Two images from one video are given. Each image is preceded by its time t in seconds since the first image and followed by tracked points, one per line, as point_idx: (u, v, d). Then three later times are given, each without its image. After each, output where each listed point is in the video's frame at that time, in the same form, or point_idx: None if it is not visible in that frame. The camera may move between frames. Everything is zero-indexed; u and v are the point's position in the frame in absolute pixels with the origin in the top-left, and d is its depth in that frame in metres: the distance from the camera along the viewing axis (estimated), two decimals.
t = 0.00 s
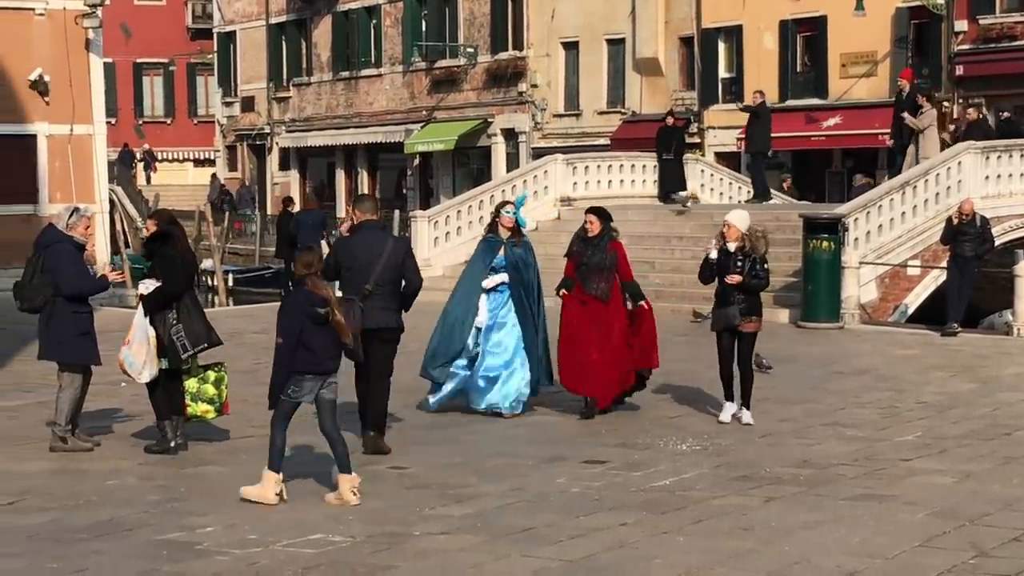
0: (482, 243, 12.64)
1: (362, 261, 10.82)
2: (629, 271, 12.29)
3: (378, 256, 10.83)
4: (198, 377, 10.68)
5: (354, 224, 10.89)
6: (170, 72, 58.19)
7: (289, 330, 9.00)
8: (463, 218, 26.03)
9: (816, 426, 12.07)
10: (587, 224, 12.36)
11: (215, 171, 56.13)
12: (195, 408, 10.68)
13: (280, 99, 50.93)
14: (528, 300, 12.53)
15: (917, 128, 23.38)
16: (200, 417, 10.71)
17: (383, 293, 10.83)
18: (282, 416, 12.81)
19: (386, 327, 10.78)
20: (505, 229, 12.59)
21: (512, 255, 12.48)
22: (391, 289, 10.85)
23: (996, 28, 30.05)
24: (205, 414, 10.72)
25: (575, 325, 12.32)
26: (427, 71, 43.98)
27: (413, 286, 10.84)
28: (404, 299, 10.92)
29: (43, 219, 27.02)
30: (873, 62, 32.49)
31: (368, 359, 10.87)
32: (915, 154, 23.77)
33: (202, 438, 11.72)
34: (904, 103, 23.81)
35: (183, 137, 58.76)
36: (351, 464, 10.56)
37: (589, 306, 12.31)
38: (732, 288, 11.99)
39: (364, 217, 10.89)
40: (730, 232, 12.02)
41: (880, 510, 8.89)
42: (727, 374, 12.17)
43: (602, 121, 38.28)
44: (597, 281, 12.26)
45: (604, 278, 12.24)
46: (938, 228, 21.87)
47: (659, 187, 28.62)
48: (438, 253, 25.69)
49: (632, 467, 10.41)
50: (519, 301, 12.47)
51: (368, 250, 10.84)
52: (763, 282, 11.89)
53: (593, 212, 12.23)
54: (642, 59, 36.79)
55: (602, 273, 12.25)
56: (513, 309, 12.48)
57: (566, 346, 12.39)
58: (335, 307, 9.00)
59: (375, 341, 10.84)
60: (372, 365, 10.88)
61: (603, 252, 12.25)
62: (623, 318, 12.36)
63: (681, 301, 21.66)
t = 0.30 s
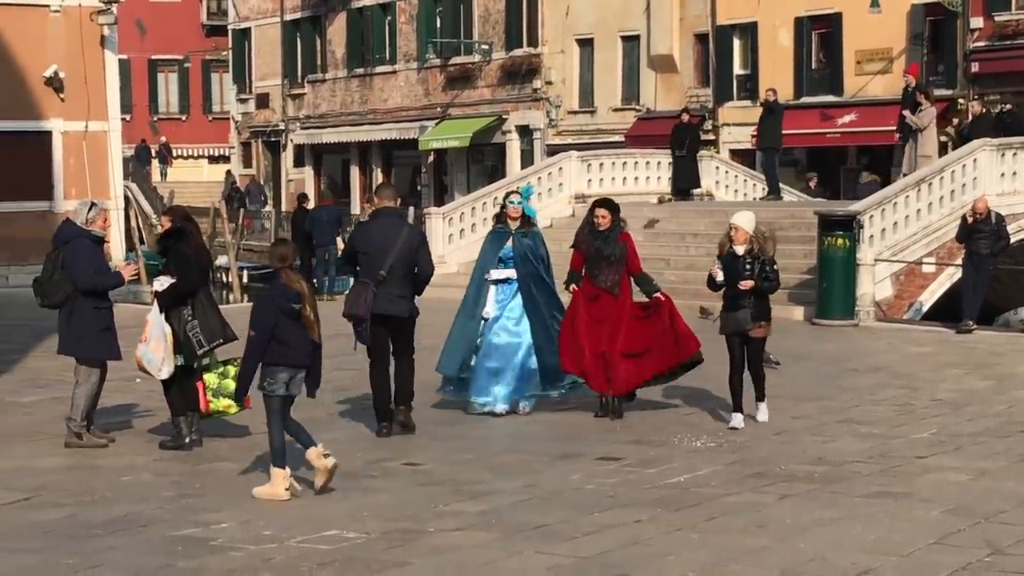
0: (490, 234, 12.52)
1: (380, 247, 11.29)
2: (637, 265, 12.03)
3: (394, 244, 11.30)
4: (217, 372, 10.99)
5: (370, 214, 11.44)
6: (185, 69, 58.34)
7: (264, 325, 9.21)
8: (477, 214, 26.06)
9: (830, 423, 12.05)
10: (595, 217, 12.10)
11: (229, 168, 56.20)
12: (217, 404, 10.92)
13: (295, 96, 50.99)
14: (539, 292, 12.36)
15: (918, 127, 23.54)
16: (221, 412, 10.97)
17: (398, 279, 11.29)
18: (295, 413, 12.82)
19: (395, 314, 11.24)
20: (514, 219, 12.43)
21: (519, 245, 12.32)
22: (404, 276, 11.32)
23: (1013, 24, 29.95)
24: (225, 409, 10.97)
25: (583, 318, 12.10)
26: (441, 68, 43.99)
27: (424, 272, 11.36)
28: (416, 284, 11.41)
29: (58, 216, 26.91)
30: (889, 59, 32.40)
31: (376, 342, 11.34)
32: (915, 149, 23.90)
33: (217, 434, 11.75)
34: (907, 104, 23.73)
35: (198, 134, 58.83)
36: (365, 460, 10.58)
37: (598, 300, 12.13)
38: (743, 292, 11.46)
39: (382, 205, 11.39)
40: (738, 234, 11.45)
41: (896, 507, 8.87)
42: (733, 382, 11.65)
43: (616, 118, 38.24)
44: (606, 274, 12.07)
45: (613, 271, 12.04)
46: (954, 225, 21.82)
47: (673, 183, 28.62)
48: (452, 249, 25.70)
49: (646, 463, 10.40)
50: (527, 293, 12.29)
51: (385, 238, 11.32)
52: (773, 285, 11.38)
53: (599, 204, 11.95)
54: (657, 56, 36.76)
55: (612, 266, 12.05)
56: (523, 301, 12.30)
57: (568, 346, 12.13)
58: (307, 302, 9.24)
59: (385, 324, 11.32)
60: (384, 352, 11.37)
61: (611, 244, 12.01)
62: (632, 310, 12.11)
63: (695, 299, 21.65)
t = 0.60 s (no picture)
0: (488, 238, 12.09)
1: (395, 252, 11.36)
2: (647, 271, 11.64)
3: (409, 250, 11.36)
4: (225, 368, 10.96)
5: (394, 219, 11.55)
6: (196, 66, 58.49)
7: (245, 326, 9.29)
8: (488, 213, 26.06)
9: (842, 422, 12.04)
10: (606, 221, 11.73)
11: (241, 165, 56.30)
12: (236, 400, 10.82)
13: (307, 93, 51.04)
14: (540, 297, 12.06)
15: (919, 125, 23.44)
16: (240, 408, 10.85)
17: (411, 284, 11.32)
18: (305, 410, 12.84)
19: (406, 316, 11.27)
20: (512, 223, 12.06)
21: (518, 250, 11.96)
22: (419, 280, 11.35)
23: None
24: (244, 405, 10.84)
25: (593, 327, 11.78)
26: (452, 65, 44.03)
27: (437, 277, 11.39)
28: (431, 288, 11.44)
29: (69, 212, 27.01)
30: (900, 57, 32.38)
31: (389, 345, 11.38)
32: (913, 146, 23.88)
33: (228, 431, 11.77)
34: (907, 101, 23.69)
35: (210, 131, 58.93)
36: (376, 458, 10.60)
37: (607, 308, 11.73)
38: (751, 291, 11.24)
39: (404, 210, 11.50)
40: (747, 232, 11.23)
41: (906, 506, 8.87)
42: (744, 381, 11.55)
43: (627, 116, 38.23)
44: (616, 281, 11.64)
45: (622, 278, 11.62)
46: (965, 224, 21.80)
47: (684, 181, 28.63)
48: (462, 247, 25.71)
49: (657, 462, 10.41)
50: (527, 299, 11.97)
51: (401, 245, 11.38)
52: (782, 283, 11.16)
53: (612, 209, 11.63)
54: (668, 54, 36.75)
55: (622, 272, 11.63)
56: (523, 306, 11.98)
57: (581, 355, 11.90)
58: (285, 298, 9.31)
59: (398, 328, 11.38)
60: (398, 352, 11.41)
61: (621, 250, 11.63)
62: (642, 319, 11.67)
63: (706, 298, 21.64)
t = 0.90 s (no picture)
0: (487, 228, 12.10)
1: (413, 243, 11.76)
2: (658, 265, 11.53)
3: (427, 240, 11.75)
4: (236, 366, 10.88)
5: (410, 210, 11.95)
6: (207, 63, 58.58)
7: (230, 314, 9.57)
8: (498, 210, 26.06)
9: (852, 419, 12.03)
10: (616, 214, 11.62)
11: (251, 162, 56.37)
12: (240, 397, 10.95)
13: (317, 90, 51.07)
14: (542, 289, 11.98)
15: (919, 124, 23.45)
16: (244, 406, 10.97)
17: (430, 272, 11.70)
18: (316, 407, 12.86)
19: (424, 302, 11.63)
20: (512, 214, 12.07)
21: (518, 239, 11.95)
22: (439, 268, 11.73)
23: None
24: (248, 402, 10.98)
25: (601, 322, 11.64)
26: (463, 62, 44.02)
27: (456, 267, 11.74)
28: (450, 278, 11.79)
29: (81, 209, 27.07)
30: (911, 54, 32.34)
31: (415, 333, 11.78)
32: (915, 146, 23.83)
33: (238, 428, 11.81)
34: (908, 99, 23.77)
35: (221, 128, 58.99)
36: (386, 455, 10.61)
37: (616, 300, 11.61)
38: (758, 293, 11.01)
39: (421, 202, 11.89)
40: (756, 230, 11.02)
41: (917, 504, 8.87)
42: (744, 381, 11.31)
43: (638, 113, 38.19)
44: (626, 274, 11.52)
45: (632, 270, 11.50)
46: (976, 221, 21.76)
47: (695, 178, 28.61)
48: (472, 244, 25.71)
49: (667, 459, 10.42)
50: (530, 289, 11.93)
51: (419, 235, 11.78)
52: (789, 286, 10.93)
53: (622, 202, 11.54)
54: (679, 51, 36.72)
55: (633, 265, 11.51)
56: (523, 296, 11.93)
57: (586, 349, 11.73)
58: (268, 286, 9.59)
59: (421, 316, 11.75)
60: (423, 340, 11.78)
61: (632, 242, 11.51)
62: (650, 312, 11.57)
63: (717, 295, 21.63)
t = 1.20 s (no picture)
0: (484, 232, 11.78)
1: (429, 250, 12.12)
2: (660, 271, 11.10)
3: (441, 246, 12.09)
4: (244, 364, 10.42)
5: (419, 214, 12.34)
6: (215, 61, 58.67)
7: (208, 308, 9.61)
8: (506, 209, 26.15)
9: (859, 418, 12.02)
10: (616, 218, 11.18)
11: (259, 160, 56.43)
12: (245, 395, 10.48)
13: (325, 88, 51.11)
14: (536, 297, 11.66)
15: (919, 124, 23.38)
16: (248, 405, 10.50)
17: (446, 278, 12.07)
18: (324, 405, 12.88)
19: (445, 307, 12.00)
20: (508, 218, 11.79)
21: (515, 245, 11.66)
22: (454, 273, 12.07)
23: None
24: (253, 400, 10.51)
25: (603, 331, 11.20)
26: (471, 61, 44.05)
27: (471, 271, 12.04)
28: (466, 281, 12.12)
29: (89, 207, 27.12)
30: (920, 53, 32.37)
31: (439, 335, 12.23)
32: (914, 144, 23.82)
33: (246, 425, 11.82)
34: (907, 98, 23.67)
35: (229, 126, 59.08)
36: (394, 453, 10.62)
37: (619, 309, 11.16)
38: (757, 299, 10.76)
39: (433, 209, 12.16)
40: (751, 233, 10.74)
41: (924, 503, 8.86)
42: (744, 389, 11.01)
43: (646, 112, 38.18)
44: (628, 281, 11.08)
45: (634, 277, 11.05)
46: (983, 220, 21.74)
47: (703, 176, 28.60)
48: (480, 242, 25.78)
49: (674, 457, 10.42)
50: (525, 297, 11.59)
51: (434, 242, 12.11)
52: (789, 291, 10.67)
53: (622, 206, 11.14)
54: (687, 49, 36.72)
55: (635, 271, 11.06)
56: (518, 303, 11.58)
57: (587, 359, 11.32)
58: (249, 283, 9.65)
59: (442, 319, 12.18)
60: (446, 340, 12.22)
61: (634, 248, 11.07)
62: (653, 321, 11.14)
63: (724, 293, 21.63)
